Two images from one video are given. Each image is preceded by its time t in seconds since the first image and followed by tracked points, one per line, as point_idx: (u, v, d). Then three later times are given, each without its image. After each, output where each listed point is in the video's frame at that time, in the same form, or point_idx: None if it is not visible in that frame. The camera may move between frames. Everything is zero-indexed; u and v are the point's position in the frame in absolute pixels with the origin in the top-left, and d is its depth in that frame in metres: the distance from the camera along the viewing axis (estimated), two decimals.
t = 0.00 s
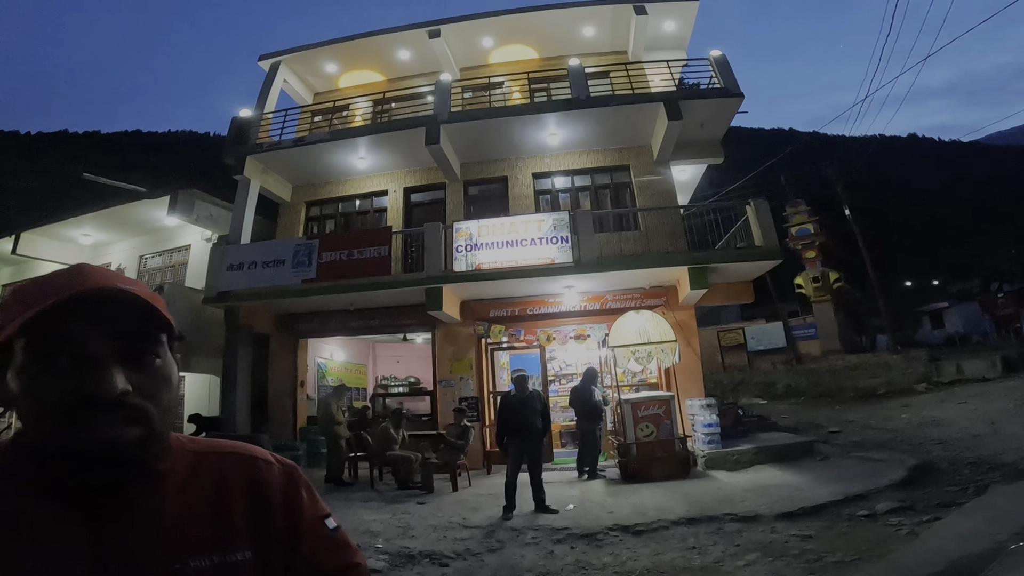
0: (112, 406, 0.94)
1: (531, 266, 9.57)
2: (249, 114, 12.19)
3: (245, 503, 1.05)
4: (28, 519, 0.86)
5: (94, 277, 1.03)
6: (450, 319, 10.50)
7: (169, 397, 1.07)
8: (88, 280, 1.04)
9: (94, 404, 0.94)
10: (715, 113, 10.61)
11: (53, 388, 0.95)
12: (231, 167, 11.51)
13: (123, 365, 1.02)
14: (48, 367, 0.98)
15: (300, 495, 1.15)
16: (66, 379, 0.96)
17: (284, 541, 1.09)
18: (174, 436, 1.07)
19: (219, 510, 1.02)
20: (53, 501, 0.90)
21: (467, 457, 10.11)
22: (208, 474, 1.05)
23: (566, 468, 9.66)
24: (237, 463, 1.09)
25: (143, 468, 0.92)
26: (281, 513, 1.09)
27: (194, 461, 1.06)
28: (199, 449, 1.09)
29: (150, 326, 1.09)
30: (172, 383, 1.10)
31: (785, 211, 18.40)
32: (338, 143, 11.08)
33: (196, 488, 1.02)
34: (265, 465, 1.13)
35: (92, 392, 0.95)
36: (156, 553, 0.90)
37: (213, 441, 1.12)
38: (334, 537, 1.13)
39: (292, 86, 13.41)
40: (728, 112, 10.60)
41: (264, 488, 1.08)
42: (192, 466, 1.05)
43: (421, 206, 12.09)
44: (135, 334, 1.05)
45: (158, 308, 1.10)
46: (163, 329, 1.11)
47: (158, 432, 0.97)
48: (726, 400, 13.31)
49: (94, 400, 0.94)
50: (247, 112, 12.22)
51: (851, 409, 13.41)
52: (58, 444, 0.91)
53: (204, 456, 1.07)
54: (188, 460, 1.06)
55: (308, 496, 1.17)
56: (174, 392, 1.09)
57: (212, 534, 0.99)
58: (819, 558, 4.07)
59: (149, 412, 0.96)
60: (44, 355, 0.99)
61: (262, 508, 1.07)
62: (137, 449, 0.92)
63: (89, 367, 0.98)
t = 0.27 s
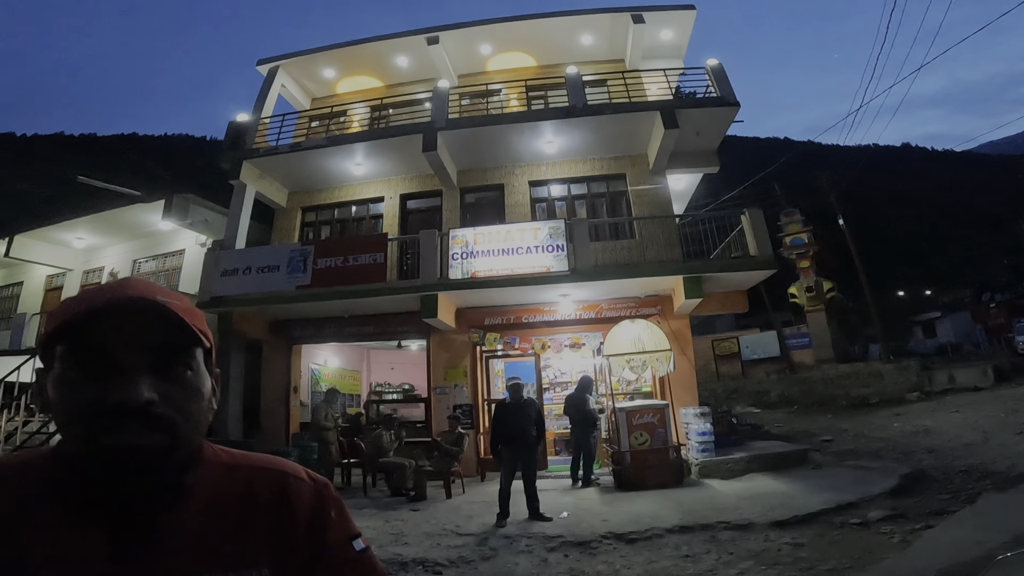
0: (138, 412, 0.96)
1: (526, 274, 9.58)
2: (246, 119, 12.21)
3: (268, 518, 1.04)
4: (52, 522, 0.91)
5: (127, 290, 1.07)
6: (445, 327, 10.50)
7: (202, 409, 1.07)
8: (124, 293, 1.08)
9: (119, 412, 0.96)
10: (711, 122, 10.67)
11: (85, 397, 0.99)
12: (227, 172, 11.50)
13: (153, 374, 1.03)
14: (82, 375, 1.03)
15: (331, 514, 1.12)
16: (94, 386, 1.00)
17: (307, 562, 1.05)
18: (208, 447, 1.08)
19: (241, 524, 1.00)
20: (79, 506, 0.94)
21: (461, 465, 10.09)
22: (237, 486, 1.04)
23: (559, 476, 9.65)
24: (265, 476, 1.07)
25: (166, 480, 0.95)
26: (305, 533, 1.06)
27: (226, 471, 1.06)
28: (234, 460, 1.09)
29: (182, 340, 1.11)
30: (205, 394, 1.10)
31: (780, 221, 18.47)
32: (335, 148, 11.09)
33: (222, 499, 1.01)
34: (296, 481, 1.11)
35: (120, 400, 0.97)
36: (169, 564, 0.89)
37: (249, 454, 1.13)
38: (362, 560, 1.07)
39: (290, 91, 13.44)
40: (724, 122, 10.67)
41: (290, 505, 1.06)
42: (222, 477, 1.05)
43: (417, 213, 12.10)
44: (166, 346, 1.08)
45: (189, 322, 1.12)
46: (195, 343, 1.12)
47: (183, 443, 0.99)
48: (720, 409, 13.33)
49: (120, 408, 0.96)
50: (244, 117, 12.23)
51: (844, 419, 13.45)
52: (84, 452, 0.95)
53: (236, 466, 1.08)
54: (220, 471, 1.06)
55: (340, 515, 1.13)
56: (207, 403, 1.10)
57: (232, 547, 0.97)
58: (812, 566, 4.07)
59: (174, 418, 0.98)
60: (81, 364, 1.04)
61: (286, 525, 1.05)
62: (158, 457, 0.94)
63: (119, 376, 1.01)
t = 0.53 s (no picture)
0: (152, 422, 0.98)
1: (532, 279, 9.57)
2: (255, 122, 12.26)
3: (287, 531, 1.03)
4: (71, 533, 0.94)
5: (147, 300, 1.08)
6: (450, 331, 10.50)
7: (218, 417, 1.08)
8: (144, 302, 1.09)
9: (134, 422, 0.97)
10: (718, 128, 10.66)
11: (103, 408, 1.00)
12: (235, 174, 11.56)
13: (171, 385, 1.04)
14: (101, 384, 1.03)
15: (348, 526, 1.10)
16: (112, 394, 1.01)
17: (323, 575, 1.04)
18: (228, 457, 1.08)
19: (259, 536, 1.00)
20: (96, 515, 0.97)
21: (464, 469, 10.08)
22: (253, 498, 1.04)
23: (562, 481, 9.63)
24: (282, 484, 1.07)
25: (181, 492, 0.99)
26: (321, 543, 1.05)
27: (245, 481, 1.06)
28: (253, 469, 1.09)
29: (200, 348, 1.10)
30: (222, 403, 1.10)
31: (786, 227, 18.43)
32: (342, 152, 11.12)
33: (240, 512, 1.01)
34: (315, 490, 1.09)
35: (136, 410, 0.98)
36: None
37: (271, 462, 1.13)
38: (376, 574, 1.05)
39: (297, 94, 13.49)
40: (732, 127, 10.66)
41: (307, 518, 1.05)
42: (241, 487, 1.05)
43: (423, 217, 12.12)
44: (183, 354, 1.08)
45: (206, 330, 1.11)
46: (213, 355, 1.11)
47: (199, 453, 1.01)
48: (725, 416, 13.27)
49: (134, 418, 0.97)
50: (253, 120, 12.28)
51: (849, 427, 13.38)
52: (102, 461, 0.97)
53: (255, 474, 1.08)
54: (240, 480, 1.06)
55: (358, 527, 1.12)
56: (225, 412, 1.10)
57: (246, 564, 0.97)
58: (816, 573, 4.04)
59: (190, 428, 1.00)
60: (100, 373, 1.04)
61: (303, 538, 1.04)
62: (176, 466, 0.97)
63: (136, 384, 1.02)
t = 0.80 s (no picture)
0: (138, 416, 0.99)
1: (539, 280, 9.57)
2: (265, 123, 12.33)
3: (276, 529, 1.03)
4: (58, 530, 0.95)
5: (137, 298, 1.11)
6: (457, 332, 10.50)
7: (207, 411, 1.08)
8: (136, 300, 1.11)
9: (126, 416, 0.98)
10: (727, 130, 10.63)
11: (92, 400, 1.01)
12: (245, 175, 11.62)
13: (160, 377, 1.05)
14: (89, 380, 1.05)
15: (338, 522, 1.11)
16: (99, 388, 1.03)
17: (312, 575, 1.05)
18: (220, 451, 1.09)
19: (248, 533, 1.01)
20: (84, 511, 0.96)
21: (469, 470, 10.07)
22: (244, 496, 1.03)
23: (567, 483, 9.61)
24: (273, 478, 1.07)
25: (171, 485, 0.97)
26: (311, 538, 1.06)
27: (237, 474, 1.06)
28: (244, 464, 1.10)
29: (189, 344, 1.12)
30: (212, 396, 1.11)
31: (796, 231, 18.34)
32: (350, 153, 11.17)
33: (230, 505, 1.02)
34: (306, 487, 1.09)
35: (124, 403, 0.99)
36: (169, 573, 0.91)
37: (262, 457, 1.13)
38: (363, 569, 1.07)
39: (307, 95, 13.52)
40: (741, 130, 10.62)
41: (298, 515, 1.05)
42: (232, 480, 1.05)
43: (431, 218, 12.14)
44: (173, 349, 1.09)
45: (195, 327, 1.13)
46: (201, 351, 1.13)
47: (186, 447, 1.01)
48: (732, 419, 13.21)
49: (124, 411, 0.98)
50: (263, 121, 12.35)
51: (858, 431, 13.30)
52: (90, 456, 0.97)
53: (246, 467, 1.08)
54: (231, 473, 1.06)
55: (347, 524, 1.13)
56: (214, 405, 1.11)
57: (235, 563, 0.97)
58: None
59: (177, 421, 1.01)
60: (88, 370, 1.06)
61: (292, 538, 1.05)
62: (161, 461, 0.96)
63: (124, 378, 1.04)
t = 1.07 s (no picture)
0: (149, 384, 1.19)
1: (555, 264, 9.54)
2: (284, 106, 12.38)
3: (273, 491, 1.21)
4: (92, 485, 1.16)
5: (155, 279, 1.30)
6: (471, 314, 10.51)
7: (214, 379, 1.27)
8: (152, 278, 1.30)
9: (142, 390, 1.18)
10: (750, 118, 10.49)
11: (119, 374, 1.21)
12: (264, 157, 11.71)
13: (172, 352, 1.24)
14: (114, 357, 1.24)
15: (338, 492, 1.26)
16: (118, 358, 1.23)
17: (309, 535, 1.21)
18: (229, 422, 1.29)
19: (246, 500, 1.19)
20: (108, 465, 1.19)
21: (480, 453, 10.11)
22: (243, 463, 1.24)
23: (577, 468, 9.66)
24: (272, 453, 1.26)
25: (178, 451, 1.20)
26: (309, 507, 1.21)
27: (244, 448, 1.26)
28: (251, 438, 1.28)
29: (196, 314, 1.28)
30: (220, 370, 1.29)
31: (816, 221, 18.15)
32: (368, 136, 11.24)
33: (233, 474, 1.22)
34: (306, 460, 1.27)
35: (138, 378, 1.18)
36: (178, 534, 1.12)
37: (271, 432, 1.31)
38: (358, 538, 1.23)
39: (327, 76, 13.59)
40: (763, 117, 10.47)
41: (292, 481, 1.23)
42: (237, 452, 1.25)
43: (448, 201, 12.11)
44: (180, 322, 1.27)
45: (203, 298, 1.29)
46: (209, 320, 1.28)
47: (191, 415, 1.22)
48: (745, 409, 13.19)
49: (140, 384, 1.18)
50: (282, 104, 12.40)
51: (872, 424, 13.23)
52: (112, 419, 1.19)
53: (249, 443, 1.27)
54: (238, 446, 1.26)
55: (347, 494, 1.28)
56: (223, 378, 1.30)
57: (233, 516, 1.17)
58: (828, 568, 4.03)
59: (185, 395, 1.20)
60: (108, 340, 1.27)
61: (289, 501, 1.21)
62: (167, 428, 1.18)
63: (141, 353, 1.22)
